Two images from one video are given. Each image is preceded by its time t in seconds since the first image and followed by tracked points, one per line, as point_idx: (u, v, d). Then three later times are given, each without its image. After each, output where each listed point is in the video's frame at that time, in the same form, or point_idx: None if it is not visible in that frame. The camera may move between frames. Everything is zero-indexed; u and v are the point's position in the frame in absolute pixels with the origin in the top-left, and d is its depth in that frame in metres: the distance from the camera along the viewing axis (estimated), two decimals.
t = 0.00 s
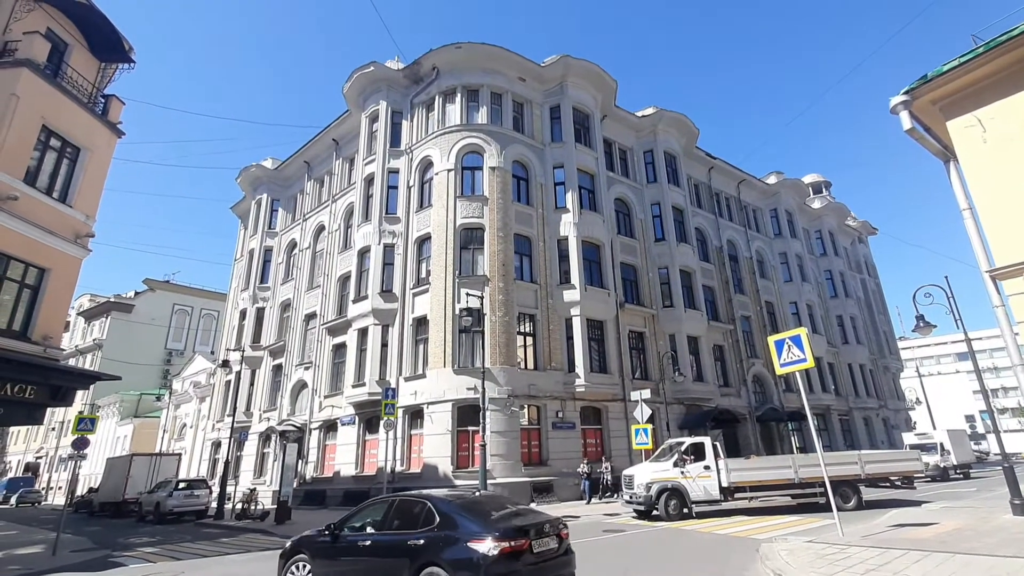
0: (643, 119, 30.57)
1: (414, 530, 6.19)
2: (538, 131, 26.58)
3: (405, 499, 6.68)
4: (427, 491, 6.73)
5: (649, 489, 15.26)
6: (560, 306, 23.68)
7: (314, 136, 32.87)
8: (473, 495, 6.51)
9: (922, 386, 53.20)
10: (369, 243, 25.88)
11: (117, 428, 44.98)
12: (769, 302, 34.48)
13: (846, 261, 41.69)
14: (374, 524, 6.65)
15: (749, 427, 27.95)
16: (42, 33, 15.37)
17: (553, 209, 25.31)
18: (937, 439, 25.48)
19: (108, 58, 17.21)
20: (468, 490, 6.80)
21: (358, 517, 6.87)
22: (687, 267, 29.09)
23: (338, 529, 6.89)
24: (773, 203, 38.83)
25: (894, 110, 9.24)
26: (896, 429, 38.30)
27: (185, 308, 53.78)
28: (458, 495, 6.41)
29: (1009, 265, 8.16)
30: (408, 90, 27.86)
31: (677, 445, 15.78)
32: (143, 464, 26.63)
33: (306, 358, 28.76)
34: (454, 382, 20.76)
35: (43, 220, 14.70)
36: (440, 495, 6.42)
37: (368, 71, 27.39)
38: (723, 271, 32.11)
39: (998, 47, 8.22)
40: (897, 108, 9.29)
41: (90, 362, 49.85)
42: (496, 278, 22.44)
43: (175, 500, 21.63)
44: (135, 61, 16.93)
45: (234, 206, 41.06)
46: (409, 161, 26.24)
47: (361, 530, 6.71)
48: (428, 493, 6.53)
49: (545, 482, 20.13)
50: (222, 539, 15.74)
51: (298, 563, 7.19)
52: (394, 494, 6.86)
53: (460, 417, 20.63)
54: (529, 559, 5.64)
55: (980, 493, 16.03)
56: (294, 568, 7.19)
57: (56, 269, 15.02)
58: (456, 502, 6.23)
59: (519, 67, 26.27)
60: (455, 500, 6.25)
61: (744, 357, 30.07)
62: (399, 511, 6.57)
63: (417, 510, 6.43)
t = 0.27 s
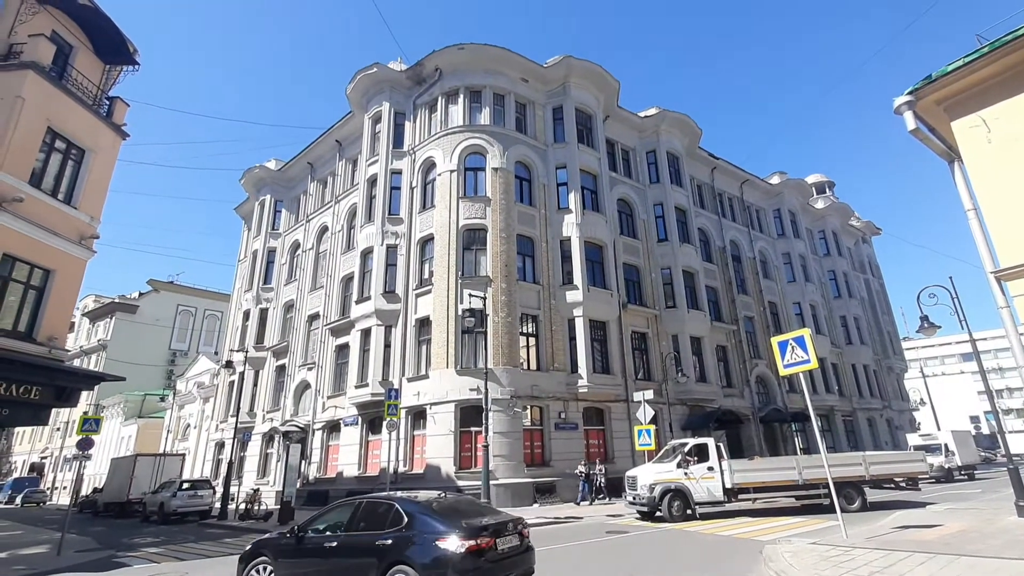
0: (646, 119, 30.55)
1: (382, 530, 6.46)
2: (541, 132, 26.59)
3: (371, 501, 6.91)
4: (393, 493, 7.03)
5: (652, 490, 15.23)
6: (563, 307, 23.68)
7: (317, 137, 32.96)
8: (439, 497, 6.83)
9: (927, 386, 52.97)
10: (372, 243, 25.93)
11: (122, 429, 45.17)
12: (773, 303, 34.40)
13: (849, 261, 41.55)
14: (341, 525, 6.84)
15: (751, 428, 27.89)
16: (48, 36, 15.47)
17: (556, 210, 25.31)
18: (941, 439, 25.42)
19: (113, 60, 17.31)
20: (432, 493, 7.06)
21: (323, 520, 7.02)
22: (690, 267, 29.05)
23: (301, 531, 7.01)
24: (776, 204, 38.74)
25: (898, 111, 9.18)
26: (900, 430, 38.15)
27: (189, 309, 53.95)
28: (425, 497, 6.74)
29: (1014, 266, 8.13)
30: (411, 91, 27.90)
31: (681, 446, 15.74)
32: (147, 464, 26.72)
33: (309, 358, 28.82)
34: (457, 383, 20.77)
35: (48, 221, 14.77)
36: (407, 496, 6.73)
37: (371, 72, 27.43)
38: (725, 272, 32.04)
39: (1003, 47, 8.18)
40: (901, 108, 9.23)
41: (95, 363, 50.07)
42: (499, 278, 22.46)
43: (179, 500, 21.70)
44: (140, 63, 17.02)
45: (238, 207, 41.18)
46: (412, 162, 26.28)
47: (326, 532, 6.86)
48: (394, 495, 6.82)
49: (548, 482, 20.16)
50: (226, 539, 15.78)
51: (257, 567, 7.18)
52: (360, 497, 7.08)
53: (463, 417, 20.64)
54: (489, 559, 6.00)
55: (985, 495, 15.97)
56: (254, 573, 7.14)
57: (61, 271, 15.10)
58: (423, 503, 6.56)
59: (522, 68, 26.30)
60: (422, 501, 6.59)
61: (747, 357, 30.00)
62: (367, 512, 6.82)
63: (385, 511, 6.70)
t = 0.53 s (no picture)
0: (649, 119, 30.51)
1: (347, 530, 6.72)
2: (543, 131, 26.57)
3: (334, 502, 7.16)
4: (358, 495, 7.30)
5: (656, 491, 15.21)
6: (566, 307, 23.66)
7: (320, 138, 33.02)
8: (402, 498, 7.12)
9: (931, 386, 52.71)
10: (375, 244, 25.96)
11: (126, 428, 45.36)
12: (776, 302, 34.29)
13: (853, 261, 41.40)
14: (304, 526, 7.05)
15: (755, 428, 27.83)
16: (53, 37, 15.55)
17: (558, 210, 25.29)
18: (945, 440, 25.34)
19: (118, 61, 17.39)
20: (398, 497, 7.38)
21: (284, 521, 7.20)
22: (693, 267, 28.99)
23: (261, 533, 7.16)
24: (779, 203, 38.63)
25: (903, 110, 9.07)
26: (904, 430, 37.98)
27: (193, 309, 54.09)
28: (390, 498, 7.03)
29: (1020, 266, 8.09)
30: (413, 92, 27.91)
31: (684, 447, 15.70)
32: (151, 464, 26.83)
33: (312, 358, 28.87)
34: (460, 383, 20.77)
35: (53, 222, 14.84)
36: (372, 498, 7.01)
37: (373, 72, 27.45)
38: (729, 271, 31.97)
39: (1009, 45, 8.13)
40: (905, 108, 9.12)
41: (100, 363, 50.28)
42: (502, 278, 22.45)
43: (183, 500, 21.77)
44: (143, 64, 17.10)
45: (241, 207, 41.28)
46: (415, 162, 26.30)
47: (288, 533, 7.05)
48: (361, 496, 7.14)
49: (551, 483, 20.15)
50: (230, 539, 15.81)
51: (214, 570, 7.25)
52: (324, 499, 7.31)
53: (466, 417, 20.65)
54: (445, 555, 6.25)
55: (990, 496, 15.88)
56: None
57: (66, 271, 15.17)
58: (388, 504, 6.84)
59: (525, 68, 26.30)
60: (387, 502, 6.87)
61: (751, 357, 29.92)
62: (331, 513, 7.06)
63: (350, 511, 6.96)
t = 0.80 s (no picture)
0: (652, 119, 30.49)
1: (309, 531, 7.17)
2: (546, 132, 26.57)
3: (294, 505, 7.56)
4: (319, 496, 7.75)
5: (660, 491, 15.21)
6: (569, 307, 23.67)
7: (324, 139, 33.14)
8: (364, 501, 7.59)
9: (937, 387, 52.37)
10: (378, 244, 26.02)
11: (132, 428, 45.62)
12: (780, 303, 34.21)
13: (858, 261, 41.26)
14: (262, 528, 7.41)
15: (759, 428, 27.76)
16: (59, 40, 15.66)
17: (562, 210, 25.29)
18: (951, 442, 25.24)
19: (123, 63, 17.49)
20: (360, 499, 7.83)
21: (241, 524, 7.54)
22: (697, 267, 28.94)
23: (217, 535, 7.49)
24: (783, 203, 38.53)
25: (907, 110, 9.01)
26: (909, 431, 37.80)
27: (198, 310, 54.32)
28: (353, 500, 7.49)
29: None
30: (417, 93, 27.97)
31: (689, 447, 15.68)
32: (156, 464, 26.96)
33: (316, 359, 28.95)
34: (463, 384, 20.80)
35: (59, 223, 14.93)
36: (335, 500, 7.47)
37: (377, 73, 27.52)
38: (732, 272, 31.90)
39: (1014, 45, 8.07)
40: (910, 107, 9.06)
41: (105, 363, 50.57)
42: (505, 279, 22.47)
43: (188, 500, 21.88)
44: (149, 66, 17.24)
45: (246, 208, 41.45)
46: (418, 163, 26.36)
47: (245, 534, 7.41)
48: (326, 498, 7.59)
49: (554, 483, 20.16)
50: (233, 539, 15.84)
51: (166, 572, 7.55)
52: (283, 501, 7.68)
53: (469, 418, 20.69)
54: (404, 553, 6.68)
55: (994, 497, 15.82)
56: None
57: (72, 272, 15.28)
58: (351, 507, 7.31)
59: (528, 69, 26.33)
60: (350, 505, 7.35)
61: (755, 358, 29.85)
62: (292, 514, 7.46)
63: (312, 512, 7.41)
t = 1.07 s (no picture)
0: (655, 120, 30.48)
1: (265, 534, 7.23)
2: (549, 133, 26.58)
3: (248, 509, 7.56)
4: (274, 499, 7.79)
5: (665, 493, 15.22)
6: (572, 308, 23.67)
7: (328, 141, 33.26)
8: (321, 504, 7.69)
9: (942, 388, 52.08)
10: (382, 246, 26.09)
11: (137, 429, 45.86)
12: (784, 303, 34.10)
13: (863, 261, 41.07)
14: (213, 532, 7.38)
15: (763, 429, 27.68)
16: (65, 43, 15.78)
17: (565, 211, 25.29)
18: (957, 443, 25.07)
19: (128, 66, 17.61)
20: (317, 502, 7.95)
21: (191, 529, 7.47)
22: (701, 268, 28.89)
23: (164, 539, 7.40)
24: (787, 204, 38.42)
25: (912, 111, 8.99)
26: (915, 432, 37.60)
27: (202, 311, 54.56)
28: (311, 504, 7.61)
29: None
30: (420, 94, 28.04)
31: (693, 449, 15.66)
32: (162, 464, 27.11)
33: (320, 360, 29.03)
34: (466, 385, 20.82)
35: (66, 225, 15.05)
36: (293, 504, 7.54)
37: (380, 75, 27.61)
38: (736, 273, 31.83)
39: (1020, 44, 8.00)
40: (915, 107, 9.03)
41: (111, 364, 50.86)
42: (509, 280, 22.49)
43: (193, 500, 21.98)
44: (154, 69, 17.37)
45: (250, 210, 41.63)
46: (422, 165, 26.44)
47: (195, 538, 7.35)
48: (285, 502, 7.70)
49: (558, 484, 20.13)
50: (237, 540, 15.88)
51: None
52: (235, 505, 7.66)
53: (473, 419, 20.70)
54: (361, 554, 6.97)
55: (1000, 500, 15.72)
56: None
57: (79, 274, 15.39)
58: (309, 510, 7.43)
59: (531, 70, 26.36)
60: (308, 509, 7.45)
61: (759, 359, 29.77)
62: (246, 518, 7.47)
63: (269, 515, 7.46)
